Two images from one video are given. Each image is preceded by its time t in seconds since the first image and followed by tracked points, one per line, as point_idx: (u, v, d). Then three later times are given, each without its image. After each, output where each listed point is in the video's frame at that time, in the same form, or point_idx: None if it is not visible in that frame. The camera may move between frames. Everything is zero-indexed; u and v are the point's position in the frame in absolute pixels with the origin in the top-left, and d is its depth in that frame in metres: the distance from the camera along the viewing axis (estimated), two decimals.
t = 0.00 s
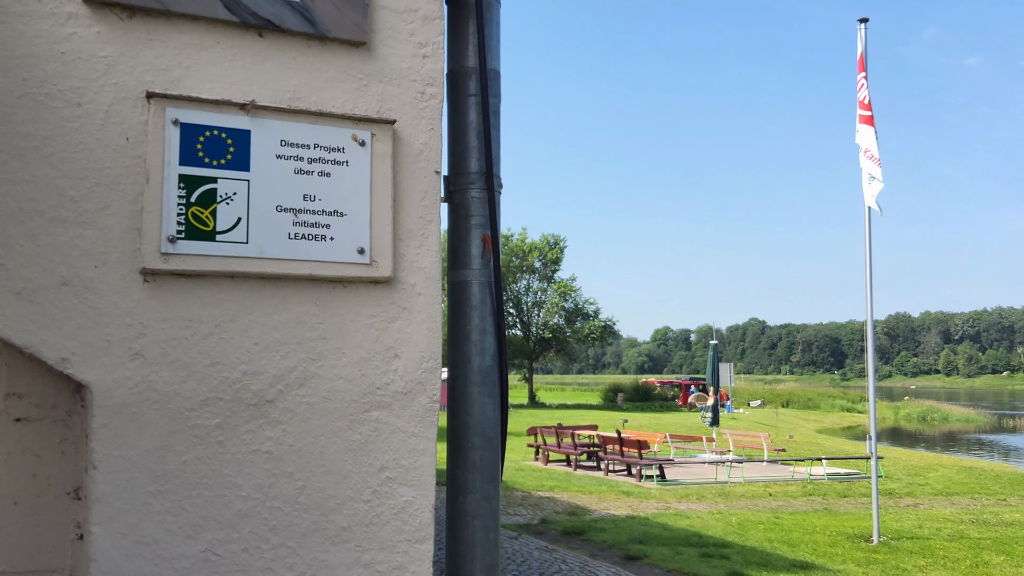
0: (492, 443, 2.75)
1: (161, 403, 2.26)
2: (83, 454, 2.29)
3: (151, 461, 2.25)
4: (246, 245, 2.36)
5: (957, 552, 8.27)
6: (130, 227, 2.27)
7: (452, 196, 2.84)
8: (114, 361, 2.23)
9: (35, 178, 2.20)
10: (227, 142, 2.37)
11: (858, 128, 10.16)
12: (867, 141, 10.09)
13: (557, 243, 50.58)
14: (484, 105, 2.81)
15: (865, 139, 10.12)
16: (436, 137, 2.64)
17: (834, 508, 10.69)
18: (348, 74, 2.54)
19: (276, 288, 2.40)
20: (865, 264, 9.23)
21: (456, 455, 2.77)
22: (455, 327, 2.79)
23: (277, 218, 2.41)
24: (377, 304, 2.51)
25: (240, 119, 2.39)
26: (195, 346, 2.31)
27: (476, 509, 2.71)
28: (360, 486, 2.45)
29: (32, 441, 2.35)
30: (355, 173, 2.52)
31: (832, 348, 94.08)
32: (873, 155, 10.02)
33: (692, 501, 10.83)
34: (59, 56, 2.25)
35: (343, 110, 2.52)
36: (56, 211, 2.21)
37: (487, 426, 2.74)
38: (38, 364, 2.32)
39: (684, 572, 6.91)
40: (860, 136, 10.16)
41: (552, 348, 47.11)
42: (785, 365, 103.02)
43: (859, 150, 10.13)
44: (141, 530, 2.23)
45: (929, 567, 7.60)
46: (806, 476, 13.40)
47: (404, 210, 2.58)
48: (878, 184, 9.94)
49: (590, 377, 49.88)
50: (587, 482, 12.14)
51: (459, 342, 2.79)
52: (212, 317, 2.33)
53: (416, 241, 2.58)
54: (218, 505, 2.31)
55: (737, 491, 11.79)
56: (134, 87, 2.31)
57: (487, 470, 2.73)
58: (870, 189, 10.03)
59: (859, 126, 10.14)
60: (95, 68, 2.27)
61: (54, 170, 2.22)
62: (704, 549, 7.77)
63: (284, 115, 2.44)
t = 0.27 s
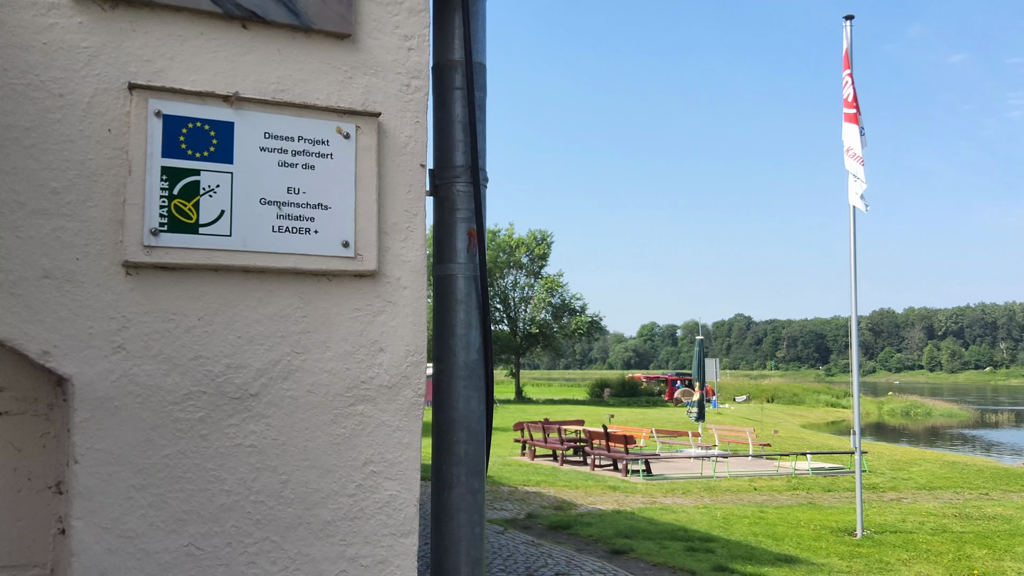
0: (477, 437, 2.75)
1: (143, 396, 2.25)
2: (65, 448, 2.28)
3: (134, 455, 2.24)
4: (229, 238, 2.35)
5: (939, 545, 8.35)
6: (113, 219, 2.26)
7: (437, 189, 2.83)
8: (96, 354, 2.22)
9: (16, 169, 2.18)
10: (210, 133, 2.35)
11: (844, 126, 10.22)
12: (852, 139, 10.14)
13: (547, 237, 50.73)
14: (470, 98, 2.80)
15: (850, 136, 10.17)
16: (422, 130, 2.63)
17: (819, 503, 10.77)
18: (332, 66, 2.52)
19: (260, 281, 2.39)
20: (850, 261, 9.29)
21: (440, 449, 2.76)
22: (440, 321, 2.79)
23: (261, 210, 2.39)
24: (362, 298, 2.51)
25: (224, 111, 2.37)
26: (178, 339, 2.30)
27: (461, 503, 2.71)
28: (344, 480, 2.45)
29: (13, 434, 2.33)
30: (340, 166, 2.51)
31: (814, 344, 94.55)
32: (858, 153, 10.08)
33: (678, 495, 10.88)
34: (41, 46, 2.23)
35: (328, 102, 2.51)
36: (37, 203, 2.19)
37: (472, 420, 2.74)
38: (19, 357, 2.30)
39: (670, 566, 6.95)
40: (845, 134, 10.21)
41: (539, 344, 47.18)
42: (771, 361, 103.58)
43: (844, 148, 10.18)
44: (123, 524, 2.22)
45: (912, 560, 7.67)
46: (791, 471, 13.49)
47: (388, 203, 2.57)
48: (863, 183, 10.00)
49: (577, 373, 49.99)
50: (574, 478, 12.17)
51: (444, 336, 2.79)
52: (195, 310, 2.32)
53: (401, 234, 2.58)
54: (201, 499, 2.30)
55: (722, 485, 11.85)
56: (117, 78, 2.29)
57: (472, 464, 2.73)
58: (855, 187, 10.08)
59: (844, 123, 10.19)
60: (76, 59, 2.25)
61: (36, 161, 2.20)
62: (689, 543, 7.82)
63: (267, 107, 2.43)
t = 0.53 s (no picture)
0: (462, 431, 2.75)
1: (124, 390, 2.24)
2: (46, 442, 2.26)
3: (115, 449, 2.22)
4: (211, 231, 2.34)
5: (921, 540, 8.43)
6: (93, 212, 2.24)
7: (422, 183, 2.82)
8: (77, 348, 2.20)
9: None
10: (192, 126, 2.34)
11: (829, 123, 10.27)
12: (836, 137, 10.19)
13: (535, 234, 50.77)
14: (455, 92, 2.79)
15: (835, 134, 10.22)
16: (406, 123, 2.62)
17: (803, 498, 10.84)
18: (315, 59, 2.51)
19: (242, 275, 2.38)
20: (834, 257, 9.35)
21: (424, 444, 2.76)
22: (424, 315, 2.78)
23: (243, 204, 2.38)
24: (345, 292, 2.50)
25: (206, 103, 2.36)
26: (160, 332, 2.28)
27: (445, 497, 2.71)
28: (327, 474, 2.44)
29: None
30: (323, 159, 2.50)
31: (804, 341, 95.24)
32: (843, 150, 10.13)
33: (664, 490, 10.93)
34: (20, 37, 2.20)
35: (310, 95, 2.50)
36: (16, 195, 2.17)
37: (456, 415, 2.73)
38: None
39: (654, 560, 6.98)
40: (830, 132, 10.26)
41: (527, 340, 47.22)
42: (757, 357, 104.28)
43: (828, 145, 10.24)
44: (104, 519, 2.21)
45: (893, 554, 7.74)
46: (776, 466, 13.57)
47: (372, 197, 2.56)
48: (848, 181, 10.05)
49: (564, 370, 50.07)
50: (560, 473, 12.20)
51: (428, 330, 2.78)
52: (177, 303, 2.31)
53: (384, 228, 2.57)
54: (183, 493, 2.29)
55: (708, 480, 11.91)
56: (98, 69, 2.27)
57: (456, 458, 2.73)
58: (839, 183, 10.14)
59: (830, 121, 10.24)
60: (57, 50, 2.23)
61: (15, 153, 2.18)
62: (674, 537, 7.86)
63: (250, 99, 2.41)
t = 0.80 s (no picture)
0: (445, 427, 2.74)
1: (104, 385, 2.23)
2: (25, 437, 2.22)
3: (94, 445, 2.21)
4: (192, 225, 2.32)
5: (904, 535, 8.49)
6: (72, 206, 2.22)
7: (406, 179, 2.81)
8: (56, 343, 2.19)
9: None
10: (172, 120, 2.32)
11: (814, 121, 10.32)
12: (821, 135, 10.25)
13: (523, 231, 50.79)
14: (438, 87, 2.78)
15: (821, 132, 10.27)
16: (389, 118, 2.61)
17: (788, 494, 10.90)
18: (298, 53, 2.50)
19: (223, 270, 2.37)
20: (819, 255, 9.40)
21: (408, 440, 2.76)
22: (408, 311, 2.77)
23: (224, 198, 2.37)
24: (327, 287, 2.49)
25: (187, 97, 2.34)
26: (140, 328, 2.27)
27: (428, 493, 2.71)
28: (309, 470, 2.43)
29: None
30: (305, 154, 2.49)
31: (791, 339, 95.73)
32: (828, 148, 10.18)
33: (650, 487, 10.96)
34: None
35: (293, 89, 2.49)
36: None
37: (439, 411, 2.73)
38: None
39: (640, 556, 7.00)
40: (816, 130, 10.31)
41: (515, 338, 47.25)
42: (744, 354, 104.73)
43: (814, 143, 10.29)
44: (84, 515, 2.20)
45: (877, 550, 7.79)
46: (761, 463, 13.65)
47: (355, 192, 2.55)
48: (833, 180, 10.11)
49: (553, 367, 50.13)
50: (546, 469, 12.24)
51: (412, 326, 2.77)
52: (157, 298, 2.29)
53: (367, 223, 2.56)
54: (163, 489, 2.27)
55: (694, 477, 11.96)
56: (77, 62, 2.25)
57: (439, 454, 2.72)
58: (825, 181, 10.19)
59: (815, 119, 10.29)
60: (35, 43, 2.21)
61: None
62: (660, 533, 7.89)
63: (231, 93, 2.40)
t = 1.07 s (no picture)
0: (428, 423, 2.74)
1: (83, 381, 2.21)
2: None
3: (73, 441, 2.20)
4: (172, 220, 2.31)
5: (888, 532, 8.54)
6: (51, 201, 2.20)
7: (388, 174, 2.81)
8: (34, 338, 2.17)
9: None
10: (152, 114, 2.31)
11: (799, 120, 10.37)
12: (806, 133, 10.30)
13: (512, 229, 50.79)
14: (421, 82, 2.78)
15: (805, 130, 10.32)
16: (371, 113, 2.61)
17: (773, 490, 10.96)
18: (279, 48, 2.49)
19: (204, 265, 2.36)
20: (804, 252, 9.44)
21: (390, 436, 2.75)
22: (390, 307, 2.77)
23: (205, 193, 2.36)
24: (309, 283, 2.48)
25: (167, 91, 2.33)
26: (119, 323, 2.26)
27: (411, 489, 2.70)
28: (290, 466, 2.42)
29: None
30: (286, 149, 2.48)
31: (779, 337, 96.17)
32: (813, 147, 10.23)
33: (637, 484, 10.99)
34: None
35: (274, 84, 2.48)
36: None
37: (422, 407, 2.72)
38: None
39: (625, 552, 7.02)
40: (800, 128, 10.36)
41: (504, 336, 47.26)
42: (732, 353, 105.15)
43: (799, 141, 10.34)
44: (62, 511, 2.18)
45: (860, 546, 7.85)
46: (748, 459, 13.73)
47: (336, 187, 2.55)
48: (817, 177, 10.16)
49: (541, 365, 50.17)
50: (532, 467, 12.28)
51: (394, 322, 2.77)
52: (137, 293, 2.28)
53: (349, 219, 2.55)
54: (143, 486, 2.26)
55: (680, 474, 12.00)
56: (56, 56, 2.24)
57: (422, 450, 2.72)
58: (809, 179, 10.24)
59: (801, 118, 10.33)
60: (13, 36, 2.20)
61: None
62: (646, 530, 7.91)
63: (212, 87, 2.39)
